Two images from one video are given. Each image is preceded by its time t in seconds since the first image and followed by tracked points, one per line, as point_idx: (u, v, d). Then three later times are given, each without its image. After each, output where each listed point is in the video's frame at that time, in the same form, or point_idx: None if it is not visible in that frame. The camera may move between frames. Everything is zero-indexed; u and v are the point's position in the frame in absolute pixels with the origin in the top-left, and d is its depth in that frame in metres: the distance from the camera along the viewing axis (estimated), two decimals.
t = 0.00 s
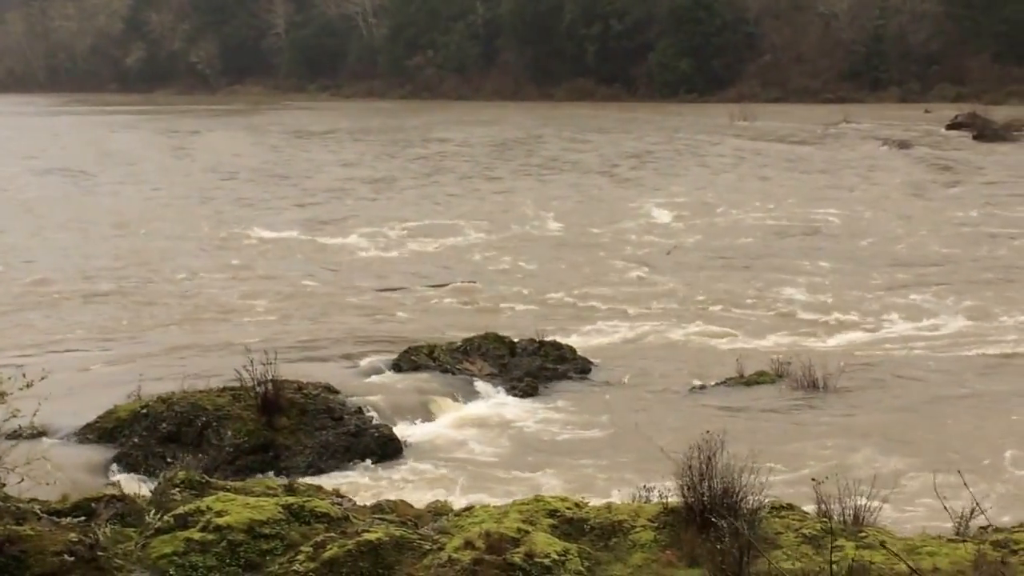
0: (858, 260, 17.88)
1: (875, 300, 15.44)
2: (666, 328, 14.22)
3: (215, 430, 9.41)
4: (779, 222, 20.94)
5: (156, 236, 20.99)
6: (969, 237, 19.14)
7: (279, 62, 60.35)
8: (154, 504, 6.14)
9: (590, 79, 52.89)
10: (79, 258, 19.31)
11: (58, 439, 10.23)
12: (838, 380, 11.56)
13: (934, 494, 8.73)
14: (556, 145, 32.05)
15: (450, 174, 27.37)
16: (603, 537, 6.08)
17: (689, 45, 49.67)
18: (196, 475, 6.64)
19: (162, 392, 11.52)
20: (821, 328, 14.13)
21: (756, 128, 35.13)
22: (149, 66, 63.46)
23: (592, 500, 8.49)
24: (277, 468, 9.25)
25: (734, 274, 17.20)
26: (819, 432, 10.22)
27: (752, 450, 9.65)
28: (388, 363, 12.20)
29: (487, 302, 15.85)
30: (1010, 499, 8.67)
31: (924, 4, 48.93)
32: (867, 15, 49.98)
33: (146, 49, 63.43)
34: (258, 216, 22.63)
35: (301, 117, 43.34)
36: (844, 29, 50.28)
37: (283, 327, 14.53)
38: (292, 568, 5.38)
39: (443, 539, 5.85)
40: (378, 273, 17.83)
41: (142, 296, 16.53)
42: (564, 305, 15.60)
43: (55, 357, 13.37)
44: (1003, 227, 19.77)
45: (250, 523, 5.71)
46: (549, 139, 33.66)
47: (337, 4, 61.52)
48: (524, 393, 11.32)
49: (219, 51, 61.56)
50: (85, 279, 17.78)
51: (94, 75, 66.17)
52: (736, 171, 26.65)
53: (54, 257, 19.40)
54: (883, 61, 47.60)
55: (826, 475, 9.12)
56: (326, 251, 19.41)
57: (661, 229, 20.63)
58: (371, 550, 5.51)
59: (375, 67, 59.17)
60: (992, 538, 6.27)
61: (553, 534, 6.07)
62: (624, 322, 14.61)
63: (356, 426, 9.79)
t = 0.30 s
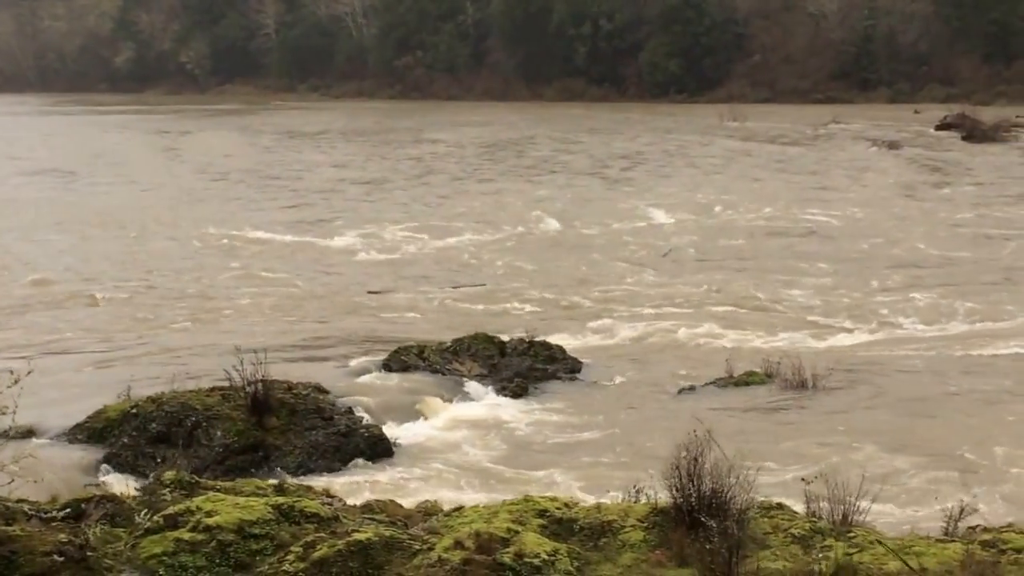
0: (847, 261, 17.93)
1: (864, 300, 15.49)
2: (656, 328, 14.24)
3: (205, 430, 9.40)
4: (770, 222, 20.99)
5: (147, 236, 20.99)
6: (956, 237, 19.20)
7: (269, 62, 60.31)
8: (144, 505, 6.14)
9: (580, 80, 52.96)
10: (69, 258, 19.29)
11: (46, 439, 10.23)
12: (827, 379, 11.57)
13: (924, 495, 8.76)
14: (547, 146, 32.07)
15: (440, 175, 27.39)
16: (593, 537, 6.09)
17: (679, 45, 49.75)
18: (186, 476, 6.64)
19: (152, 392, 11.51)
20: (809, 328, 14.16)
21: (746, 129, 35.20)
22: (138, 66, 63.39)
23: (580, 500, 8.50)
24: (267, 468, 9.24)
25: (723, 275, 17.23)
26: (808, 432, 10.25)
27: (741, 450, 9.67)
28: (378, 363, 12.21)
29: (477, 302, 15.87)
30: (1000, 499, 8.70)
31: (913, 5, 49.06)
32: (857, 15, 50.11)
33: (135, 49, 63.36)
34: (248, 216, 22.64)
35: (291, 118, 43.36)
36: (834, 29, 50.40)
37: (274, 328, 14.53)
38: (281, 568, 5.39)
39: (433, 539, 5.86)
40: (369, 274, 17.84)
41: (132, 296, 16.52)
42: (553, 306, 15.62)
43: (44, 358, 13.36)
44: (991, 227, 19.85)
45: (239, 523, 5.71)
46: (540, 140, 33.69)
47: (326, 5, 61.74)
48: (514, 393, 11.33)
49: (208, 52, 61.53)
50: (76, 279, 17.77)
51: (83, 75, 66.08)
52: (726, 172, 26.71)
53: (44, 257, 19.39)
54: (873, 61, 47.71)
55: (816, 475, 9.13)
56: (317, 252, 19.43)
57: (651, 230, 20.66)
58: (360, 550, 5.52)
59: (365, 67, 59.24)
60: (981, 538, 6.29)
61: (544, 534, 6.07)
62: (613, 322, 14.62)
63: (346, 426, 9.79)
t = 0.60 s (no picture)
0: (838, 261, 17.99)
1: (853, 301, 15.54)
2: (649, 328, 14.26)
3: (194, 431, 9.40)
4: (760, 223, 21.04)
5: (139, 236, 21.00)
6: (946, 239, 19.26)
7: (260, 62, 60.28)
8: (134, 505, 6.14)
9: (571, 80, 53.04)
10: (59, 259, 19.27)
11: (37, 439, 10.22)
12: (816, 381, 11.59)
13: (914, 494, 8.78)
14: (538, 147, 32.10)
15: (431, 176, 27.41)
16: (583, 537, 6.10)
17: (670, 46, 49.83)
18: (177, 476, 6.65)
19: (142, 392, 11.50)
20: (799, 328, 14.20)
21: (737, 130, 35.25)
22: (129, 66, 63.28)
23: (571, 500, 8.50)
24: (257, 468, 9.24)
25: (715, 275, 17.27)
26: (798, 431, 10.26)
27: (731, 450, 9.68)
28: (370, 364, 12.20)
29: (469, 303, 15.89)
30: (990, 498, 8.73)
31: (903, 6, 49.18)
32: (846, 16, 50.23)
33: (126, 49, 63.27)
34: (240, 217, 22.66)
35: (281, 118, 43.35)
36: (823, 30, 50.53)
37: (264, 328, 14.53)
38: (271, 568, 5.39)
39: (423, 539, 5.86)
40: (361, 273, 17.86)
41: (124, 296, 16.53)
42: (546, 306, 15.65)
43: (34, 358, 13.35)
44: (981, 228, 19.92)
45: (229, 523, 5.71)
46: (531, 141, 33.71)
47: (317, 5, 61.76)
48: (504, 393, 11.33)
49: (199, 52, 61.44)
50: (68, 279, 17.78)
51: (73, 75, 65.94)
52: (716, 173, 26.76)
53: (36, 257, 19.40)
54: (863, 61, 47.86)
55: (806, 475, 9.14)
56: (307, 252, 19.43)
57: (643, 230, 20.68)
58: (350, 550, 5.52)
59: (355, 67, 59.26)
60: (971, 538, 6.31)
61: (533, 535, 6.08)
62: (604, 323, 14.64)
63: (337, 426, 9.77)
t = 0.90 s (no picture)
0: (828, 261, 18.05)
1: (842, 301, 15.57)
2: (641, 328, 14.26)
3: (185, 430, 9.40)
4: (751, 224, 21.07)
5: (130, 236, 21.01)
6: (935, 239, 19.31)
7: (251, 62, 60.27)
8: (125, 505, 6.16)
9: (562, 80, 53.08)
10: (50, 259, 19.26)
11: (26, 439, 10.21)
12: (806, 381, 11.61)
13: (903, 494, 8.80)
14: (529, 148, 32.13)
15: (423, 176, 27.42)
16: (573, 537, 6.10)
17: (661, 46, 49.88)
18: (166, 476, 6.65)
19: (132, 392, 11.50)
20: (789, 328, 14.22)
21: (728, 131, 35.30)
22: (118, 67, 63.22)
23: (561, 500, 8.50)
24: (247, 468, 9.24)
25: (706, 276, 17.30)
26: (788, 431, 10.27)
27: (720, 450, 9.68)
28: (360, 364, 12.19)
29: (459, 303, 15.91)
30: (981, 498, 8.76)
31: (893, 6, 49.23)
32: (837, 17, 50.33)
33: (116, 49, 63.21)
34: (232, 217, 22.68)
35: (273, 119, 43.31)
36: (814, 31, 50.57)
37: (254, 328, 14.53)
38: (262, 568, 5.38)
39: (413, 538, 5.86)
40: (353, 274, 17.87)
41: (116, 296, 16.54)
42: (537, 306, 15.66)
43: (25, 357, 13.34)
44: (970, 229, 19.98)
45: (219, 523, 5.71)
46: (521, 142, 33.72)
47: (308, 5, 61.70)
48: (495, 393, 11.34)
49: (190, 52, 61.36)
50: (60, 279, 17.78)
51: (64, 75, 65.74)
52: (708, 174, 26.80)
53: (27, 256, 19.40)
54: (853, 62, 47.93)
55: (795, 475, 9.13)
56: (298, 252, 19.45)
57: (634, 232, 20.70)
58: (341, 550, 5.53)
59: (346, 68, 59.24)
60: (961, 538, 6.33)
61: (523, 535, 6.08)
62: (595, 323, 14.65)
63: (327, 426, 9.76)
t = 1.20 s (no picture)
0: (817, 261, 18.10)
1: (831, 301, 15.60)
2: (630, 329, 14.28)
3: (174, 431, 9.40)
4: (740, 224, 21.11)
5: (121, 236, 21.01)
6: (925, 240, 19.36)
7: (240, 62, 60.21)
8: (115, 505, 6.16)
9: (551, 80, 53.10)
10: (40, 259, 19.25)
11: (15, 439, 10.20)
12: (795, 381, 11.63)
13: (893, 494, 8.83)
14: (519, 149, 32.14)
15: (412, 177, 27.44)
16: (563, 537, 6.11)
17: (650, 46, 49.93)
18: (157, 476, 6.66)
19: (122, 392, 11.50)
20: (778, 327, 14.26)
21: (717, 132, 35.32)
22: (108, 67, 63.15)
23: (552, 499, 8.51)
24: (236, 468, 9.23)
25: (696, 276, 17.33)
26: (779, 431, 10.29)
27: (710, 450, 9.68)
28: (350, 364, 12.18)
29: (450, 303, 15.92)
30: (970, 497, 8.80)
31: (882, 7, 49.30)
32: (826, 17, 50.40)
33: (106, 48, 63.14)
34: (222, 217, 22.68)
35: (263, 119, 43.29)
36: (803, 31, 50.64)
37: (245, 327, 14.52)
38: (251, 568, 5.39)
39: (403, 539, 5.86)
40: (342, 274, 17.88)
41: (106, 296, 16.53)
42: (527, 306, 15.67)
43: (15, 357, 13.33)
44: (958, 230, 20.04)
45: (209, 524, 5.71)
46: (511, 142, 33.75)
47: (297, 5, 61.63)
48: (485, 393, 11.35)
49: (179, 52, 61.28)
50: (50, 279, 17.78)
51: (53, 75, 65.63)
52: (698, 174, 26.82)
53: (18, 257, 19.38)
54: (842, 63, 48.00)
55: (784, 476, 9.14)
56: (288, 253, 19.46)
57: (624, 232, 20.69)
58: (331, 550, 5.53)
59: (336, 67, 59.24)
60: (951, 538, 6.35)
61: (513, 535, 6.09)
62: (585, 323, 14.65)
63: (317, 426, 9.74)
